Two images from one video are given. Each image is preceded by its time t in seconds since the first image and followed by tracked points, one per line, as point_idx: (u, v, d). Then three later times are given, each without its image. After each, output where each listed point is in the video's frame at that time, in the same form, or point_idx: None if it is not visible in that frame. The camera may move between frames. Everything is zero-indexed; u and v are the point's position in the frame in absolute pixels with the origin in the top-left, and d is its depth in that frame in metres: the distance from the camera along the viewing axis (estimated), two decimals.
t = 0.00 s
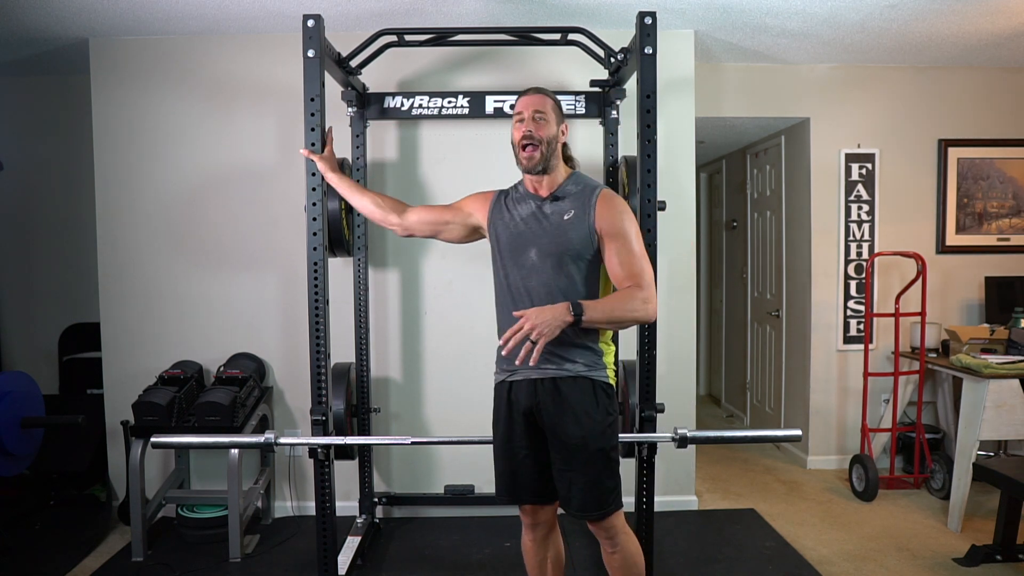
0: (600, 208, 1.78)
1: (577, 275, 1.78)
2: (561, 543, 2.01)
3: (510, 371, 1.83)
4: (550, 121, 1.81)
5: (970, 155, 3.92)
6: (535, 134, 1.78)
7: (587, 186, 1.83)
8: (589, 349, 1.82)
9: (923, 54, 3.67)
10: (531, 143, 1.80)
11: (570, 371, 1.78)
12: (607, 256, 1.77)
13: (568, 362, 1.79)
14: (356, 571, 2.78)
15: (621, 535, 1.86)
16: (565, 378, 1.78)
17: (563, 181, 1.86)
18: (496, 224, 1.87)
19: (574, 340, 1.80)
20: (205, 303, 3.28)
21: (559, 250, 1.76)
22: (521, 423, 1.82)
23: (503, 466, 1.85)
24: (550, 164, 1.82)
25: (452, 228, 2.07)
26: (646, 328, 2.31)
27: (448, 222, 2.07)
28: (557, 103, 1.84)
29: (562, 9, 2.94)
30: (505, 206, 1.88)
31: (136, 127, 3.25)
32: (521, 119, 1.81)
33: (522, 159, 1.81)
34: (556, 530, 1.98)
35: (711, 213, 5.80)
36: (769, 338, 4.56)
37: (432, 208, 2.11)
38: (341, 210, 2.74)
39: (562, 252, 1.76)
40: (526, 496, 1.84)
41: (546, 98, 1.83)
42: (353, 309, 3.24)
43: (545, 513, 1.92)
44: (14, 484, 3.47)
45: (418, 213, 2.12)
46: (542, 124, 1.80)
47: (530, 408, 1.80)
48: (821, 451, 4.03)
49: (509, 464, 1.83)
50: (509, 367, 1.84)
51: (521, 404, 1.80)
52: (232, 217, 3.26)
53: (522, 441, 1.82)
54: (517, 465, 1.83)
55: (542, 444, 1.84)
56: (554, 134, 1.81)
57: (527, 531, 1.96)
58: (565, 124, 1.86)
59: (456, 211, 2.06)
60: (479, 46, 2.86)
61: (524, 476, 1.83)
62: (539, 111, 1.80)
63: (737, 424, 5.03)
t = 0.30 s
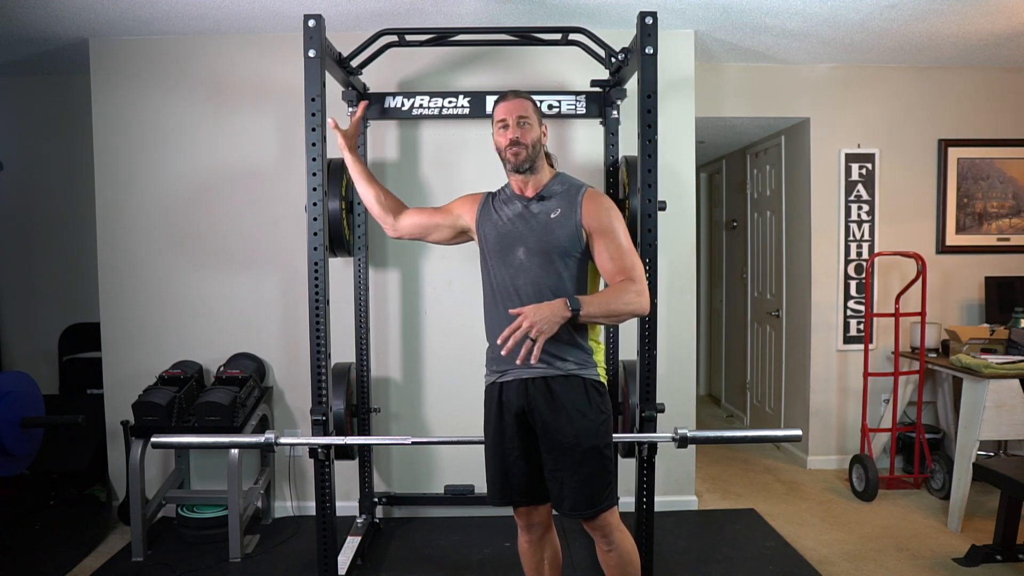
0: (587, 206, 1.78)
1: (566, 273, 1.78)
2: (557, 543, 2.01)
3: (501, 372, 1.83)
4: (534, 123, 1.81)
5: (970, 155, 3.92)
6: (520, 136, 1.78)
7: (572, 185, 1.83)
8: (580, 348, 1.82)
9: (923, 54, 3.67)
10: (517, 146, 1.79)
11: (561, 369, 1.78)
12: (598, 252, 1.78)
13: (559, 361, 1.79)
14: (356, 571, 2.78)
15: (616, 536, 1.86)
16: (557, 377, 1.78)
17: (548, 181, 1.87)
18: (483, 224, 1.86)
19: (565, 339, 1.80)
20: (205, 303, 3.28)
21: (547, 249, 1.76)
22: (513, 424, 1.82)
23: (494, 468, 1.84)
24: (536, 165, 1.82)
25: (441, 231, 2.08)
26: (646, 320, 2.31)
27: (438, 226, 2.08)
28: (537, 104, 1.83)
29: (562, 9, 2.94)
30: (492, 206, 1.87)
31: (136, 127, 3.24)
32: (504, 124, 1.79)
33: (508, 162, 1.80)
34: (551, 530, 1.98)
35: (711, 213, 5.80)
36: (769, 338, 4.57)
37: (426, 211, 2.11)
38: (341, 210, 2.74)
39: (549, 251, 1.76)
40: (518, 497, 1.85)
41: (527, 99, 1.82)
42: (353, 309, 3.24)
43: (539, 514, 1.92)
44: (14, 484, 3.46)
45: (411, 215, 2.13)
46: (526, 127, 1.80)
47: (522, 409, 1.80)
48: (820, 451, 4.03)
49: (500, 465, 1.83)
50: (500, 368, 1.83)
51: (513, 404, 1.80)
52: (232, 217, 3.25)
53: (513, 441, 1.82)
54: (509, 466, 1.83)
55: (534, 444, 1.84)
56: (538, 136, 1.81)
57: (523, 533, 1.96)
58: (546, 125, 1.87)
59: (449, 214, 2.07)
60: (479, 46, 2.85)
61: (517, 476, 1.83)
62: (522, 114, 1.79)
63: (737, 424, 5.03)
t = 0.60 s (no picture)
0: (576, 207, 1.77)
1: (558, 275, 1.78)
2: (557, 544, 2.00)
3: (498, 371, 1.85)
4: (519, 121, 1.82)
5: (970, 155, 3.91)
6: (503, 135, 1.79)
7: (565, 186, 1.83)
8: (574, 347, 1.81)
9: (923, 54, 3.67)
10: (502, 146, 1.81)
11: (554, 368, 1.79)
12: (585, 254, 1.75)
13: (552, 360, 1.79)
14: (356, 571, 2.78)
15: (611, 535, 1.86)
16: (549, 376, 1.78)
17: (539, 180, 1.86)
18: (479, 226, 1.88)
19: (558, 339, 1.80)
20: (205, 303, 3.28)
21: (538, 251, 1.77)
22: (509, 423, 1.83)
23: (493, 467, 1.86)
24: (521, 163, 1.82)
25: (438, 228, 2.11)
26: (646, 319, 2.31)
27: (435, 222, 2.11)
28: (525, 103, 1.84)
29: (562, 9, 2.94)
30: (487, 208, 1.88)
31: (136, 127, 3.25)
32: (489, 124, 1.83)
33: (495, 162, 1.82)
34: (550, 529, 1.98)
35: (711, 213, 5.79)
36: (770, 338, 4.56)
37: (420, 208, 2.14)
38: (340, 210, 2.74)
39: (540, 253, 1.77)
40: (516, 497, 1.85)
41: (515, 99, 1.84)
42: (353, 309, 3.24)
43: (538, 515, 1.92)
44: (14, 484, 3.47)
45: (406, 211, 2.16)
46: (510, 127, 1.81)
47: (517, 408, 1.81)
48: (821, 451, 4.03)
49: (498, 465, 1.84)
50: (497, 368, 1.85)
51: (508, 404, 1.81)
52: (232, 217, 3.26)
53: (510, 441, 1.83)
54: (507, 465, 1.84)
55: (531, 443, 1.84)
56: (522, 134, 1.81)
57: (522, 532, 1.96)
58: (536, 123, 1.86)
59: (444, 211, 2.10)
60: (479, 46, 2.86)
61: (515, 476, 1.84)
62: (506, 114, 1.81)
63: (737, 424, 5.03)
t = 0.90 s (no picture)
0: (576, 208, 1.76)
1: (557, 276, 1.78)
2: (558, 544, 2.00)
3: (496, 371, 1.85)
4: (525, 121, 1.80)
5: (970, 155, 3.92)
6: (507, 135, 1.79)
7: (567, 186, 1.82)
8: (572, 348, 1.81)
9: (923, 54, 3.67)
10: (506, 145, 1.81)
11: (550, 369, 1.78)
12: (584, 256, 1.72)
13: (549, 361, 1.79)
14: (356, 571, 2.78)
15: (606, 538, 1.85)
16: (546, 376, 1.78)
17: (543, 181, 1.84)
18: (484, 226, 1.89)
19: (556, 340, 1.79)
20: (205, 304, 3.28)
21: (538, 252, 1.77)
22: (506, 423, 1.83)
23: (488, 466, 1.86)
24: (526, 164, 1.81)
25: (446, 231, 2.10)
26: (647, 319, 2.31)
27: (443, 226, 2.10)
28: (533, 102, 1.83)
29: (562, 9, 2.94)
30: (492, 208, 1.88)
31: (136, 127, 3.24)
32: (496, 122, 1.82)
33: (500, 161, 1.82)
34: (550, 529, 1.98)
35: (711, 213, 5.79)
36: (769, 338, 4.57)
37: (427, 211, 2.13)
38: (341, 210, 2.74)
39: (540, 254, 1.76)
40: (511, 496, 1.85)
41: (523, 98, 1.82)
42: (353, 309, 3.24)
43: (536, 514, 1.92)
44: (14, 484, 3.46)
45: (413, 215, 2.14)
46: (515, 126, 1.80)
47: (513, 407, 1.81)
48: (820, 451, 4.03)
49: (493, 464, 1.85)
50: (496, 367, 1.85)
51: (505, 404, 1.82)
52: (232, 217, 3.25)
53: (506, 440, 1.84)
54: (503, 465, 1.84)
55: (527, 444, 1.84)
56: (527, 134, 1.80)
57: (522, 532, 1.96)
58: (543, 123, 1.84)
59: (452, 213, 2.09)
60: (479, 46, 2.85)
61: (510, 475, 1.84)
62: (512, 112, 1.80)
63: (737, 424, 5.03)
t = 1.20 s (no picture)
0: (591, 209, 1.76)
1: (570, 276, 1.78)
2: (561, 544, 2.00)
3: (505, 370, 1.85)
4: (544, 119, 1.81)
5: (970, 155, 3.92)
6: (526, 132, 1.79)
7: (581, 187, 1.82)
8: (582, 349, 1.81)
9: (923, 54, 3.67)
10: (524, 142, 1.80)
11: (561, 369, 1.79)
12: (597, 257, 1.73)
13: (559, 361, 1.79)
14: (356, 571, 2.78)
15: (613, 541, 1.85)
16: (556, 377, 1.78)
17: (558, 180, 1.84)
18: (494, 224, 1.89)
19: (566, 340, 1.80)
20: (205, 304, 3.28)
21: (551, 252, 1.77)
22: (514, 423, 1.83)
23: (495, 466, 1.86)
24: (543, 162, 1.81)
25: (454, 226, 2.11)
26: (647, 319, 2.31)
27: (451, 221, 2.10)
28: (551, 101, 1.83)
29: (562, 9, 2.94)
30: (505, 205, 1.88)
31: (136, 127, 3.24)
32: (514, 118, 1.82)
33: (516, 158, 1.82)
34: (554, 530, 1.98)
35: (711, 213, 5.80)
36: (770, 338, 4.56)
37: (435, 205, 2.13)
38: (341, 210, 2.74)
39: (553, 254, 1.77)
40: (518, 497, 1.85)
41: (542, 96, 1.83)
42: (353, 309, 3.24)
43: (541, 515, 1.92)
44: (14, 484, 3.46)
45: (421, 209, 2.15)
46: (534, 123, 1.80)
47: (523, 408, 1.81)
48: (821, 451, 4.03)
49: (500, 464, 1.85)
50: (504, 367, 1.85)
51: (514, 403, 1.82)
52: (232, 217, 3.26)
53: (514, 440, 1.83)
54: (510, 464, 1.84)
55: (535, 444, 1.84)
56: (546, 133, 1.80)
57: (525, 531, 1.96)
58: (561, 124, 1.85)
59: (460, 208, 2.09)
60: (479, 46, 2.86)
61: (517, 477, 1.84)
62: (532, 109, 1.80)
63: (737, 424, 5.03)
